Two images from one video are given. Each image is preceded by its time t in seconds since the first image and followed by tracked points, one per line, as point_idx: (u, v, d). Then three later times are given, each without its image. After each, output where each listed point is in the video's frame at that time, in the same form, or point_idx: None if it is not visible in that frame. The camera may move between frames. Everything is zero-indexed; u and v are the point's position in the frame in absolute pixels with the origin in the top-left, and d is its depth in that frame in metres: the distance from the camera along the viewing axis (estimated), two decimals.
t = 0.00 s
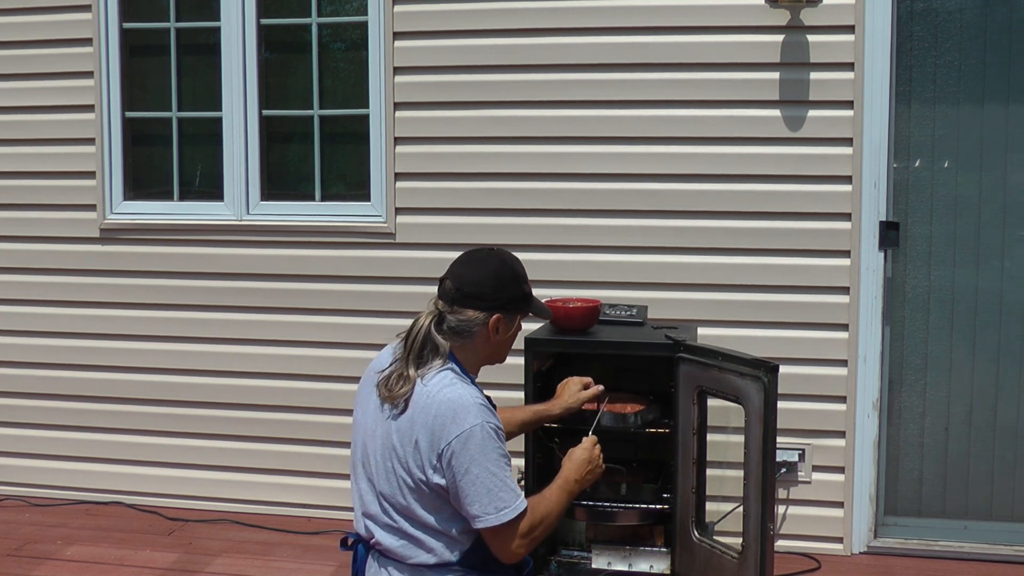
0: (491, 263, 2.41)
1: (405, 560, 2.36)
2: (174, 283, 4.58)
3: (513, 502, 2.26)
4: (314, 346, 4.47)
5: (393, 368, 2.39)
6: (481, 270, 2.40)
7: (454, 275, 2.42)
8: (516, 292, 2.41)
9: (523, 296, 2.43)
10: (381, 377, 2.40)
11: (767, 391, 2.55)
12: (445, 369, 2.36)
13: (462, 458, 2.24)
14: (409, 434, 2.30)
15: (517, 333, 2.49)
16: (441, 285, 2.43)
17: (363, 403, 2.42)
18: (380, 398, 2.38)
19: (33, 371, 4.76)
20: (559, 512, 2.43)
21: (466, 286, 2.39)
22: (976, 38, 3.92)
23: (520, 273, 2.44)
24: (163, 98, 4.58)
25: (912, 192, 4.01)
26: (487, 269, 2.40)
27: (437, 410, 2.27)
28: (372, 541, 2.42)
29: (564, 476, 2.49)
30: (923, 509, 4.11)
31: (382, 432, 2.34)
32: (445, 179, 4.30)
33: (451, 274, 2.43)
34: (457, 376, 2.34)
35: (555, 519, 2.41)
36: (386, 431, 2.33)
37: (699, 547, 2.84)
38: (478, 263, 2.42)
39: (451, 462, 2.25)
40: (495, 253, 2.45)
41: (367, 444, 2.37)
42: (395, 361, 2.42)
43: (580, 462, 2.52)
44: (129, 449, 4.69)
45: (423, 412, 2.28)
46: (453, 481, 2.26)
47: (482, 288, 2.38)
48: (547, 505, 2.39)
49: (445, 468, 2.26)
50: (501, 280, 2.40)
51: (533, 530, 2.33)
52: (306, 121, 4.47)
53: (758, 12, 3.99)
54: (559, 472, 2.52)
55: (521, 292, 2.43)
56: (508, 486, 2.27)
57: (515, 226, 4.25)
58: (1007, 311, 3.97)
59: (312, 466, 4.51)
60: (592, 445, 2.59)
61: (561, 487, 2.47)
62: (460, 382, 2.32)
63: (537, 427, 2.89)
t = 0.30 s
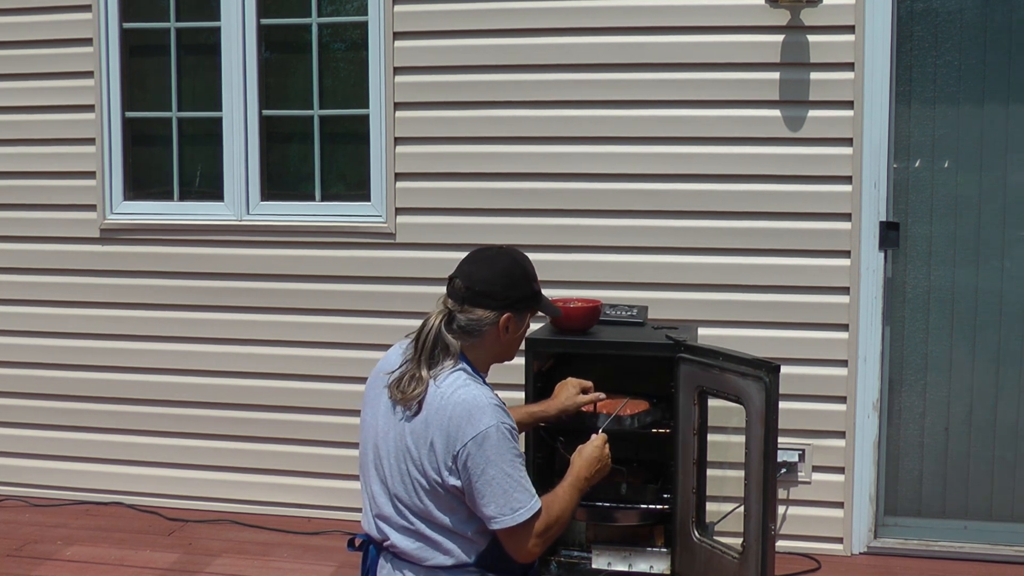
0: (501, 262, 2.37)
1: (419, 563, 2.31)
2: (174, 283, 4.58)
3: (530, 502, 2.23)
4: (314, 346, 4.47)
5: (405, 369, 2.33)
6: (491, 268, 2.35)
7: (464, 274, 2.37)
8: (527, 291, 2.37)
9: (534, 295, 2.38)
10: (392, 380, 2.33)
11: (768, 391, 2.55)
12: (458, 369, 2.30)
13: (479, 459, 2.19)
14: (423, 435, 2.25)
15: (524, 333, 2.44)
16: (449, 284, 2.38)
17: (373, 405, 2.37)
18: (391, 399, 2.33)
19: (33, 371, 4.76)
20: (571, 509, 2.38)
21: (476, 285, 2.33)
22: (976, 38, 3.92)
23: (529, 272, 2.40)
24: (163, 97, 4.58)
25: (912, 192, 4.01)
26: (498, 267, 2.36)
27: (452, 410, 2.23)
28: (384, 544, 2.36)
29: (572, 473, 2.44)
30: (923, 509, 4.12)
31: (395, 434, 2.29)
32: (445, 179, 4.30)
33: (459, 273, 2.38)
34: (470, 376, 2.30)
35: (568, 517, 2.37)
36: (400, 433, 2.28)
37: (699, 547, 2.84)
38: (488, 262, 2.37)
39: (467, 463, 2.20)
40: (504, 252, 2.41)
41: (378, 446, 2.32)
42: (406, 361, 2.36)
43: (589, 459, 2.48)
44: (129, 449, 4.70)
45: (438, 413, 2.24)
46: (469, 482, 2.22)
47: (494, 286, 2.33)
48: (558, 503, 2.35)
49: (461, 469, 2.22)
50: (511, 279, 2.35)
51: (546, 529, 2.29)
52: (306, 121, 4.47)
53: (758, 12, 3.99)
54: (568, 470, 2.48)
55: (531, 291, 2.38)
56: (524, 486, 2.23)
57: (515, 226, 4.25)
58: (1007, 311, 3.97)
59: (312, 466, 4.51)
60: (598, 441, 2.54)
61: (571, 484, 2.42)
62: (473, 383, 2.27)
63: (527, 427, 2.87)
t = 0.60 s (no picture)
0: (524, 262, 2.31)
1: (434, 566, 2.24)
2: (174, 283, 4.58)
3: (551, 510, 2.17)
4: (313, 346, 4.47)
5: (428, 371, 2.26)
6: (515, 269, 2.29)
7: (487, 274, 2.30)
8: (550, 293, 2.31)
9: (558, 297, 2.32)
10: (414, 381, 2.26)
11: (768, 391, 2.54)
12: (482, 372, 2.24)
13: (504, 464, 2.13)
14: (446, 438, 2.18)
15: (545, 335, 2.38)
16: (472, 285, 2.31)
17: (391, 404, 2.29)
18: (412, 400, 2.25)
19: (34, 371, 4.76)
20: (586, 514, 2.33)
21: (500, 286, 2.27)
22: (976, 38, 3.92)
23: (552, 273, 2.34)
24: (163, 97, 4.58)
25: (912, 192, 4.01)
26: (521, 268, 2.29)
27: (478, 414, 2.16)
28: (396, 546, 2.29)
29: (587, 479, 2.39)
30: (923, 509, 4.11)
31: (416, 436, 2.21)
32: (444, 179, 4.30)
33: (482, 273, 2.31)
34: (494, 380, 2.23)
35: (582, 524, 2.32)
36: (421, 435, 2.20)
37: (699, 547, 2.84)
38: (511, 262, 2.30)
39: (492, 468, 2.14)
40: (527, 252, 2.34)
41: (396, 447, 2.24)
42: (427, 364, 2.29)
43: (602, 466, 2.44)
44: (129, 449, 4.69)
45: (463, 416, 2.17)
46: (493, 488, 2.15)
47: (517, 288, 2.26)
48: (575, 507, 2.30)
49: (485, 474, 2.15)
50: (534, 280, 2.29)
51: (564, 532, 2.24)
52: (306, 121, 4.47)
53: (758, 12, 3.99)
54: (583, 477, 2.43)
55: (555, 293, 2.32)
56: (546, 493, 2.17)
57: (515, 226, 4.25)
58: (1007, 311, 3.97)
59: (312, 466, 4.51)
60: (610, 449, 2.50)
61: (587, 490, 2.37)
62: (498, 387, 2.21)
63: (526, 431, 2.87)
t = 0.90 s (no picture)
0: (552, 265, 2.29)
1: (456, 568, 2.25)
2: (174, 283, 4.58)
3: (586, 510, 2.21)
4: (313, 346, 4.47)
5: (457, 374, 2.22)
6: (543, 272, 2.27)
7: (515, 277, 2.28)
8: (577, 296, 2.30)
9: (585, 301, 2.31)
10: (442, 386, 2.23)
11: (768, 391, 2.54)
12: (511, 376, 2.23)
13: (542, 470, 2.14)
14: (480, 444, 2.17)
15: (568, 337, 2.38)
16: (499, 287, 2.29)
17: (415, 406, 2.26)
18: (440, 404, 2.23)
19: (34, 371, 4.76)
20: (611, 512, 2.40)
21: (529, 290, 2.25)
22: (976, 38, 3.92)
23: (578, 276, 2.33)
24: (163, 97, 4.58)
25: (912, 192, 4.01)
26: (549, 271, 2.28)
27: (515, 421, 2.15)
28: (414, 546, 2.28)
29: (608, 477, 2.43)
30: (923, 509, 4.11)
31: (445, 440, 2.20)
32: (444, 180, 4.30)
33: (510, 275, 2.29)
34: (525, 384, 2.23)
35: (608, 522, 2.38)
36: (452, 439, 2.19)
37: (699, 547, 2.83)
38: (539, 264, 2.29)
39: (530, 474, 2.15)
40: (554, 255, 2.33)
41: (423, 451, 2.22)
42: (454, 366, 2.25)
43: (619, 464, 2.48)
44: (129, 449, 4.69)
45: (499, 423, 2.16)
46: (528, 492, 2.17)
47: (546, 291, 2.25)
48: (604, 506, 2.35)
49: (521, 479, 2.16)
50: (563, 283, 2.28)
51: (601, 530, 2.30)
52: (306, 121, 4.47)
53: (758, 11, 3.99)
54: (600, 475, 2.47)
55: (582, 296, 2.31)
56: (579, 495, 2.21)
57: (516, 226, 4.25)
58: (1007, 311, 3.97)
59: (312, 466, 4.51)
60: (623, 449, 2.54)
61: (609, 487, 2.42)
62: (532, 393, 2.20)
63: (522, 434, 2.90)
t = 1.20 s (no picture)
0: (541, 265, 2.30)
1: (456, 569, 2.25)
2: (174, 283, 4.58)
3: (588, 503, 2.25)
4: (313, 346, 4.47)
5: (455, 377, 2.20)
6: (531, 272, 2.28)
7: (503, 278, 2.28)
8: (566, 295, 2.30)
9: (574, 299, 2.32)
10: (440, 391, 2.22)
11: (769, 391, 2.54)
12: (507, 377, 2.22)
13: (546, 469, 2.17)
14: (482, 447, 2.17)
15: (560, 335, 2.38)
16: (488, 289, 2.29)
17: (412, 411, 2.25)
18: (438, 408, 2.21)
19: (33, 371, 4.76)
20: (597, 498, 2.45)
21: (518, 291, 2.26)
22: (976, 38, 3.92)
23: (567, 275, 2.33)
24: (163, 97, 4.58)
25: (912, 192, 4.01)
26: (537, 271, 2.28)
27: (518, 424, 2.15)
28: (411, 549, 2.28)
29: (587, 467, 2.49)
30: (923, 509, 4.12)
31: (445, 444, 2.19)
32: (444, 179, 4.30)
33: (498, 276, 2.29)
34: (524, 385, 2.23)
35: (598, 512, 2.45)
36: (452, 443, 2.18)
37: (699, 547, 2.83)
38: (527, 265, 2.29)
39: (534, 473, 2.17)
40: (541, 254, 2.33)
41: (421, 455, 2.21)
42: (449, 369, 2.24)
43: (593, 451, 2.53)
44: (129, 449, 4.69)
45: (501, 426, 2.16)
46: (532, 491, 2.19)
47: (534, 291, 2.26)
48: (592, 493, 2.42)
49: (524, 480, 2.17)
50: (551, 282, 2.28)
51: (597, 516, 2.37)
52: (306, 121, 4.47)
53: (758, 12, 3.99)
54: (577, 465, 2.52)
55: (571, 294, 2.32)
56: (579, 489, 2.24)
57: (516, 226, 4.25)
58: (1007, 311, 3.97)
59: (312, 466, 4.51)
60: (599, 437, 2.61)
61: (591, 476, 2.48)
62: (532, 394, 2.21)
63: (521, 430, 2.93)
